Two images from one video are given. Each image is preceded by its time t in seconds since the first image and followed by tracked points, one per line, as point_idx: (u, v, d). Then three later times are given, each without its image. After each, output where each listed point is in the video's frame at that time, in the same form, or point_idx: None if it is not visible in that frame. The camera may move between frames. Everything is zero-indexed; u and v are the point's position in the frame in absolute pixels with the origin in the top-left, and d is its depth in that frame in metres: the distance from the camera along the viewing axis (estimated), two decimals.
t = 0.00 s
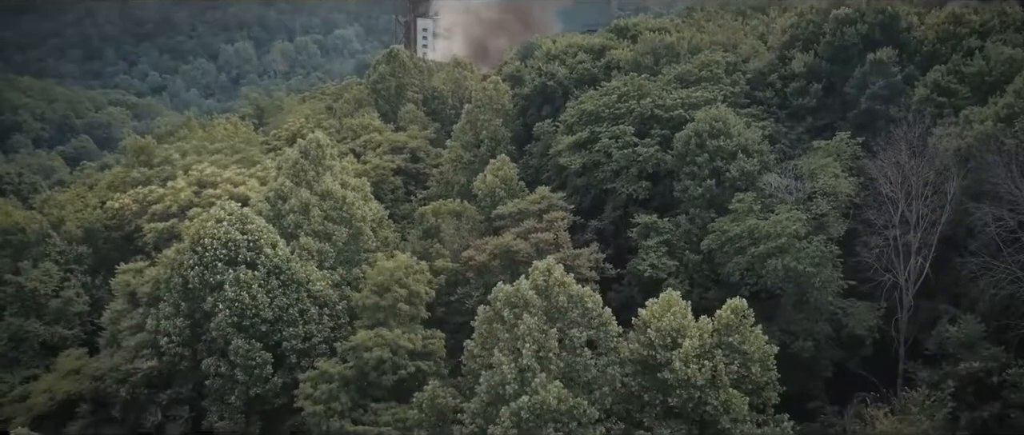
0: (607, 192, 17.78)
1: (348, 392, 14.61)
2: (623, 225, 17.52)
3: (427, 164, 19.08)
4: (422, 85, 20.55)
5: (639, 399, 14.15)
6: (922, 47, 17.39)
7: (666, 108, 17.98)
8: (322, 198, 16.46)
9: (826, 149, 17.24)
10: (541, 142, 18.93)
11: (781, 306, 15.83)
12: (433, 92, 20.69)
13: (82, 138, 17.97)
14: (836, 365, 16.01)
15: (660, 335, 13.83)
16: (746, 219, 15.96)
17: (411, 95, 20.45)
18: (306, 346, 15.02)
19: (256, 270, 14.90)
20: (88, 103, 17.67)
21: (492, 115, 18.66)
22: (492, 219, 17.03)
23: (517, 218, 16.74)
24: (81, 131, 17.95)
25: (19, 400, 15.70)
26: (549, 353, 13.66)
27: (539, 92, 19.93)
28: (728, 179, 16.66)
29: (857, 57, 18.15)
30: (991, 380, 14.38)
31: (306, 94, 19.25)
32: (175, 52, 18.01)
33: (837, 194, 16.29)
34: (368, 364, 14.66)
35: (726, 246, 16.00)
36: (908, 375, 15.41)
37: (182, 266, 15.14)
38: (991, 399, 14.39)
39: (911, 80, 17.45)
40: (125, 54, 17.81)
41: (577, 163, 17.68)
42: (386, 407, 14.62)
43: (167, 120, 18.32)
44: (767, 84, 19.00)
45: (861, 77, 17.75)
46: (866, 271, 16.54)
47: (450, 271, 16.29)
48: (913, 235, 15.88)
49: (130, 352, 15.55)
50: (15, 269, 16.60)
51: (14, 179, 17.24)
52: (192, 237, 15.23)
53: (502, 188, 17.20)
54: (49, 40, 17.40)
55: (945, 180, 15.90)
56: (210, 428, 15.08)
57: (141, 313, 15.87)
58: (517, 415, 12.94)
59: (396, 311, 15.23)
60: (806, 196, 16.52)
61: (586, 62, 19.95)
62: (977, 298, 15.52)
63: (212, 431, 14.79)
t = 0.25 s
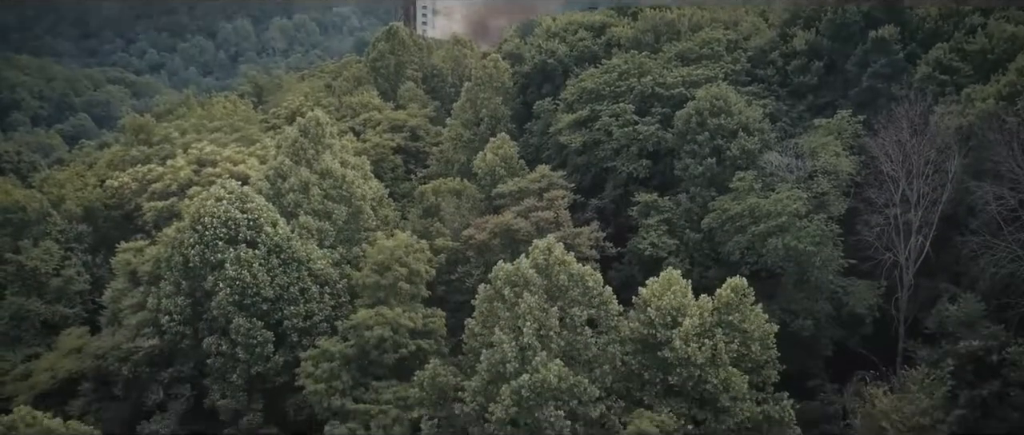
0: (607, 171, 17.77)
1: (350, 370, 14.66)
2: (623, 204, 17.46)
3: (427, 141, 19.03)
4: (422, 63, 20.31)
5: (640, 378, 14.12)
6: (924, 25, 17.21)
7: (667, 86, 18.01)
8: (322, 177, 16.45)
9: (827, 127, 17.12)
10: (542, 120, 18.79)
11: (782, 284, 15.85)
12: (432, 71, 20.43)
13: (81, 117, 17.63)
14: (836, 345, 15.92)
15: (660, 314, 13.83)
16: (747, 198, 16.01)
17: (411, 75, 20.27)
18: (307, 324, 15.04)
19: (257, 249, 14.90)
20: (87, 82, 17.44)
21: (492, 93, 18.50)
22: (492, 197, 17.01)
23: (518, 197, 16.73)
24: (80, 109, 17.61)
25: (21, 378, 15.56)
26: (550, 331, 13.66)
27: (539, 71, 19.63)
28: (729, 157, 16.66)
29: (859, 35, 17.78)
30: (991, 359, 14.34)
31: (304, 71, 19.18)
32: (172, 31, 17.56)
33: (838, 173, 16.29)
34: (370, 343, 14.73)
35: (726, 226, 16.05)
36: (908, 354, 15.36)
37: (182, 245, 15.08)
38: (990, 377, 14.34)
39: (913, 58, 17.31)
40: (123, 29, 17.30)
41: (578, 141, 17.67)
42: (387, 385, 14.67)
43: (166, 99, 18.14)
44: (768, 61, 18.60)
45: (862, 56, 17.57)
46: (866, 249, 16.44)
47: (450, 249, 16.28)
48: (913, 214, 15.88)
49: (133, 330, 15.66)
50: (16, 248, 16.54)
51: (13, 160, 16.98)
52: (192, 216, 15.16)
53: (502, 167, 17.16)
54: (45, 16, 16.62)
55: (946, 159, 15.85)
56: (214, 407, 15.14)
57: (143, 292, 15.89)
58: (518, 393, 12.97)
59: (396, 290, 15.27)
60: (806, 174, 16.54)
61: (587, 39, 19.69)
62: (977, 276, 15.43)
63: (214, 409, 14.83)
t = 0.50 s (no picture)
0: (608, 149, 17.72)
1: (351, 349, 14.69)
2: (624, 182, 17.44)
3: (426, 119, 18.98)
4: (422, 40, 19.64)
5: (640, 356, 14.11)
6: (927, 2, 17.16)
7: (668, 64, 17.95)
8: (322, 155, 16.38)
9: (829, 104, 17.04)
10: (543, 98, 18.64)
11: (782, 262, 15.85)
12: (432, 48, 19.75)
13: (79, 95, 17.76)
14: (836, 324, 15.87)
15: (661, 292, 13.84)
16: (748, 176, 15.99)
17: (410, 52, 19.62)
18: (308, 303, 15.08)
19: (257, 227, 14.87)
20: (84, 59, 17.52)
21: (493, 71, 18.41)
22: (493, 176, 16.94)
23: (518, 175, 16.68)
24: (78, 88, 17.76)
25: (24, 357, 15.79)
26: (551, 310, 13.68)
27: (541, 49, 19.24)
28: (730, 135, 16.59)
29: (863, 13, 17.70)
30: (991, 337, 14.24)
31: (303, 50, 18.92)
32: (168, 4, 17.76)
33: (839, 151, 16.33)
34: (370, 322, 14.75)
35: (727, 204, 16.03)
36: (908, 332, 15.27)
37: (183, 223, 15.06)
38: (990, 355, 14.19)
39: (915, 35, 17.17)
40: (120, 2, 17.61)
41: (579, 119, 17.64)
42: (388, 364, 14.71)
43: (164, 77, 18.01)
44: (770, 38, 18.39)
45: (864, 33, 17.50)
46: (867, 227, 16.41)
47: (450, 227, 16.30)
48: (914, 193, 15.85)
49: (134, 309, 15.70)
50: (16, 227, 16.57)
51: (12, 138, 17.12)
52: (192, 195, 15.10)
53: (502, 146, 17.07)
54: None
55: (948, 137, 15.81)
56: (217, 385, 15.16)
57: (144, 270, 15.89)
58: (518, 372, 13.01)
59: (397, 269, 15.27)
60: (808, 152, 16.51)
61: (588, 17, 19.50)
62: (977, 255, 15.39)
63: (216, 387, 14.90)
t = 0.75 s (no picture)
0: (608, 127, 17.56)
1: (352, 327, 14.71)
2: (625, 161, 17.32)
3: (426, 98, 18.45)
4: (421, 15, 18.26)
5: (641, 335, 14.12)
6: None
7: (669, 41, 17.65)
8: (322, 133, 16.29)
9: (830, 81, 16.63)
10: (542, 76, 17.86)
11: (782, 241, 15.81)
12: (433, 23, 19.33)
13: (78, 74, 17.41)
14: (836, 301, 15.78)
15: (661, 270, 13.83)
16: (749, 155, 15.97)
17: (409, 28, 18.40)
18: (309, 281, 15.08)
19: (257, 206, 14.85)
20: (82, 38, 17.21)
21: (494, 49, 17.86)
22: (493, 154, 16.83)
23: (518, 153, 16.59)
24: (78, 66, 17.46)
25: (26, 335, 15.85)
26: (551, 288, 13.69)
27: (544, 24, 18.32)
28: (731, 112, 16.52)
29: None
30: (990, 315, 14.92)
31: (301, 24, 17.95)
32: None
33: (840, 129, 16.31)
34: (371, 300, 14.77)
35: (727, 183, 16.00)
36: (908, 310, 15.38)
37: (183, 202, 15.05)
38: (989, 333, 14.96)
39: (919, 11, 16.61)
40: None
41: (579, 97, 17.40)
42: (389, 342, 14.74)
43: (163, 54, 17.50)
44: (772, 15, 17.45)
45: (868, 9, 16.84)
46: (868, 205, 16.05)
47: (450, 205, 16.34)
48: (914, 171, 15.80)
49: (135, 287, 15.70)
50: (17, 205, 16.63)
51: (11, 117, 16.98)
52: (191, 173, 15.04)
53: (503, 124, 16.94)
54: None
55: (950, 115, 15.81)
56: (218, 363, 15.19)
57: (144, 248, 15.89)
58: (518, 350, 13.06)
59: (397, 247, 15.27)
60: (809, 130, 16.44)
61: None
62: (977, 233, 15.48)
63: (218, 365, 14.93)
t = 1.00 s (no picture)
0: (608, 105, 17.53)
1: (354, 305, 14.77)
2: (625, 139, 17.34)
3: (425, 75, 18.73)
4: None
5: (641, 313, 14.12)
6: None
7: (670, 18, 17.66)
8: (321, 111, 16.26)
9: (831, 59, 16.91)
10: (544, 53, 18.24)
11: (782, 219, 15.86)
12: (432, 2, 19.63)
13: (76, 52, 17.94)
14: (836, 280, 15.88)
15: (661, 248, 13.82)
16: (750, 132, 15.86)
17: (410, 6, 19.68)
18: (310, 259, 15.06)
19: (257, 184, 14.81)
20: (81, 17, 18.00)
21: (494, 26, 18.02)
22: (493, 132, 16.76)
23: (518, 130, 16.53)
24: (75, 44, 18.04)
25: (28, 313, 15.86)
26: (552, 266, 13.65)
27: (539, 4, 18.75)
28: (732, 90, 16.42)
29: None
30: (990, 293, 14.35)
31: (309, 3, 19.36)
32: None
33: (842, 107, 16.22)
34: (372, 278, 14.76)
35: (728, 161, 15.92)
36: (908, 289, 15.21)
37: (183, 180, 15.04)
38: (989, 311, 14.42)
39: None
40: None
41: (580, 75, 17.43)
42: (390, 321, 14.75)
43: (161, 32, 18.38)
44: None
45: None
46: (869, 184, 16.26)
47: (450, 183, 16.28)
48: (916, 149, 15.69)
49: (135, 265, 15.60)
50: (16, 183, 16.56)
51: (9, 94, 17.27)
52: (191, 151, 15.02)
53: (503, 102, 16.88)
54: None
55: (952, 92, 15.71)
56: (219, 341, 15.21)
57: (144, 227, 15.88)
58: (519, 328, 13.06)
59: (397, 225, 15.26)
60: (810, 108, 16.37)
61: None
62: (978, 211, 15.29)
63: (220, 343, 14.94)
